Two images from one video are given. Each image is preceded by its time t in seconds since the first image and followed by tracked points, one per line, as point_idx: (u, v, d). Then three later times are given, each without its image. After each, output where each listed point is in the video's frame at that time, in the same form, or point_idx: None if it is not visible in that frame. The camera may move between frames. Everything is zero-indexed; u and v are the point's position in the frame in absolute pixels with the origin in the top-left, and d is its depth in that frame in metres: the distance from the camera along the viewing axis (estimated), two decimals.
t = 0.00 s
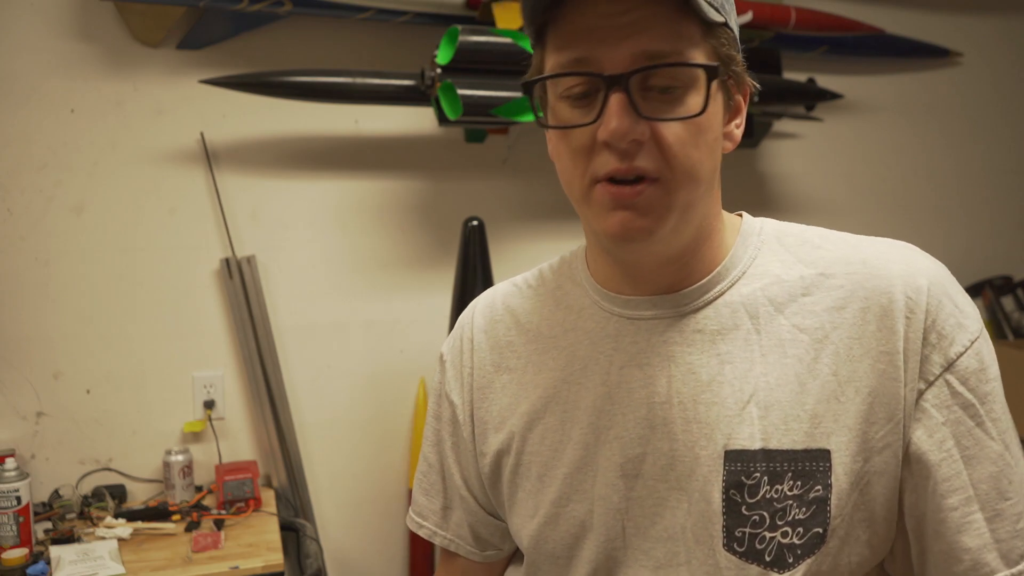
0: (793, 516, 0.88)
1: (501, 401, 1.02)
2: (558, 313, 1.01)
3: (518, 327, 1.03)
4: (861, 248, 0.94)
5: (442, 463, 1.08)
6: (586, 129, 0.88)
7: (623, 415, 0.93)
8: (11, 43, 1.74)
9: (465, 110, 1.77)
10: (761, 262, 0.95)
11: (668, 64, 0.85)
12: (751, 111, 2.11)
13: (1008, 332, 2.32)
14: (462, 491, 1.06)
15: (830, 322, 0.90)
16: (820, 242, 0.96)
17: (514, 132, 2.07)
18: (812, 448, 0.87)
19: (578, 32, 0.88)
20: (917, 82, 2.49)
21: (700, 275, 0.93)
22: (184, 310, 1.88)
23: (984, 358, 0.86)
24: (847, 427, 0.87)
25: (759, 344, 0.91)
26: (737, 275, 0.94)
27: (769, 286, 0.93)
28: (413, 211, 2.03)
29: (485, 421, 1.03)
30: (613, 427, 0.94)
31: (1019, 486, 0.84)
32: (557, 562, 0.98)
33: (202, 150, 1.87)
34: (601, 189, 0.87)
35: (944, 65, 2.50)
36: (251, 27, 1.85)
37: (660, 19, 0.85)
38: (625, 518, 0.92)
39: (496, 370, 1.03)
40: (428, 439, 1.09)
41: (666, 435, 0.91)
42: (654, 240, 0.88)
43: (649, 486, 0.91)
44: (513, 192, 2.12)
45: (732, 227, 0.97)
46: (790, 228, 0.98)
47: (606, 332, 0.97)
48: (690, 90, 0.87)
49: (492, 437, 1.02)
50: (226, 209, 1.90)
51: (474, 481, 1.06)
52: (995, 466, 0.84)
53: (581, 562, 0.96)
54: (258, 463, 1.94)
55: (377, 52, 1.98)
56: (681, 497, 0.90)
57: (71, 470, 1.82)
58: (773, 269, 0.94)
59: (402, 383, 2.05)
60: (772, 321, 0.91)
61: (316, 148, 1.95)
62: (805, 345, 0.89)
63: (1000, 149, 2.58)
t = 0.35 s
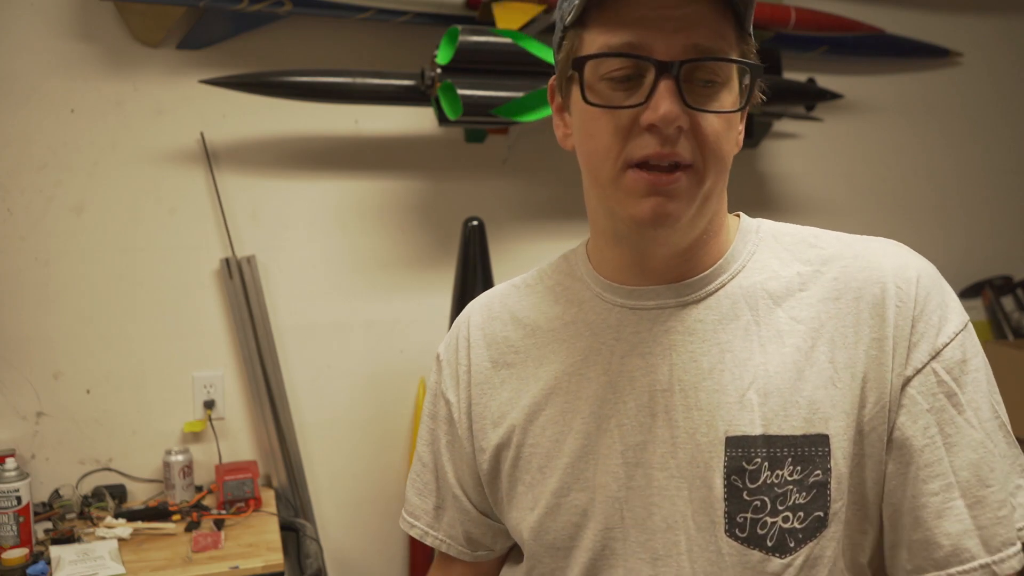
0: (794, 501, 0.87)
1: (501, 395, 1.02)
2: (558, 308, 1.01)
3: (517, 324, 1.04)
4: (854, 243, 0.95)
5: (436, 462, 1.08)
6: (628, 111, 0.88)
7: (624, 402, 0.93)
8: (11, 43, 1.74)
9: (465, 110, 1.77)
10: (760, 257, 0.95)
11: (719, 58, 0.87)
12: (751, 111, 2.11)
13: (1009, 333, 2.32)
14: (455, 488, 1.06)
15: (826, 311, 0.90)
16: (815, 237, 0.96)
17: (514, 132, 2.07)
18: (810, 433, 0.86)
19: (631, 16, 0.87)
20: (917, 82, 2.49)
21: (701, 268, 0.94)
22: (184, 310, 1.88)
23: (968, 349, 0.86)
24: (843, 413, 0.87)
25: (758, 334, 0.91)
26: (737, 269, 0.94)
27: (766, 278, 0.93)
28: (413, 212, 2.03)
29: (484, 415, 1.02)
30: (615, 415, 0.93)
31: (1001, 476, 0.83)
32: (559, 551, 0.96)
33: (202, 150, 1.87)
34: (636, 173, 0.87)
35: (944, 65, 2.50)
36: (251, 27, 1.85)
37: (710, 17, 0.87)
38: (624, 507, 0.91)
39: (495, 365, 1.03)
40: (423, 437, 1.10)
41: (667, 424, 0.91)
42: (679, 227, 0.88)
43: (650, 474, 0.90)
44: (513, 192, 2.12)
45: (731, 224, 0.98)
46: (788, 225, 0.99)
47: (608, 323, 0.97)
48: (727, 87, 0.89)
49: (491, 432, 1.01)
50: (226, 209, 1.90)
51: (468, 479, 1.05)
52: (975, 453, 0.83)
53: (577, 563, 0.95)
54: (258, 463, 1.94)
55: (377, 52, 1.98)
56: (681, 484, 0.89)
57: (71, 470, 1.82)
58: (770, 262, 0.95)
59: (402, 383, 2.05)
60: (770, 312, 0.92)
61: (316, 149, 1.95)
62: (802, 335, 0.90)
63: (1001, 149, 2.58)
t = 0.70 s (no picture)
0: (796, 504, 0.87)
1: (501, 392, 1.02)
2: (560, 310, 1.01)
3: (519, 322, 1.04)
4: (858, 249, 0.95)
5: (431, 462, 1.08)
6: (579, 126, 0.90)
7: (627, 404, 0.93)
8: (11, 43, 1.74)
9: (465, 110, 1.77)
10: (762, 260, 0.95)
11: (654, 59, 0.86)
12: (751, 111, 2.11)
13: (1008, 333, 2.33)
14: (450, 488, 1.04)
15: (830, 317, 0.90)
16: (819, 243, 0.96)
17: (514, 132, 2.07)
18: (813, 438, 0.86)
19: (567, 33, 0.90)
20: (917, 82, 2.49)
21: (699, 272, 0.94)
22: (184, 310, 1.88)
23: (970, 359, 0.87)
24: (846, 418, 0.87)
25: (762, 337, 0.91)
26: (738, 272, 0.94)
27: (770, 281, 0.93)
28: (413, 212, 2.03)
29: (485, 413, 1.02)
30: (617, 417, 0.93)
31: (999, 484, 0.85)
32: (560, 553, 0.95)
33: (202, 150, 1.87)
34: (596, 185, 0.89)
35: (944, 65, 2.51)
36: (251, 27, 1.85)
37: (641, 16, 0.87)
38: (627, 509, 0.91)
39: (494, 362, 1.03)
40: (419, 436, 1.09)
41: (670, 426, 0.91)
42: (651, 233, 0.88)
43: (652, 475, 0.90)
44: (513, 192, 2.12)
45: (733, 227, 0.97)
46: (791, 229, 0.99)
47: (610, 324, 0.97)
48: (676, 85, 0.88)
49: (490, 430, 1.01)
50: (226, 209, 1.90)
51: (465, 478, 1.04)
52: (976, 462, 0.84)
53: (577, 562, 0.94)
54: (259, 463, 1.94)
55: (377, 52, 1.98)
56: (683, 487, 0.89)
57: (71, 470, 1.82)
58: (773, 266, 0.94)
59: (402, 383, 2.05)
60: (774, 315, 0.91)
61: (316, 149, 1.95)
62: (806, 340, 0.89)
63: (1000, 149, 2.58)
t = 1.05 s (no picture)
0: (791, 507, 0.87)
1: (496, 399, 1.02)
2: (554, 316, 1.01)
3: (514, 327, 1.04)
4: (851, 249, 0.95)
5: (436, 472, 1.08)
6: (559, 132, 0.90)
7: (622, 411, 0.93)
8: (11, 43, 1.74)
9: (465, 110, 1.77)
10: (756, 262, 0.95)
11: (629, 61, 0.86)
12: (751, 111, 2.11)
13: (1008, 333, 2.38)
14: (460, 496, 1.06)
15: (825, 319, 0.90)
16: (812, 244, 0.96)
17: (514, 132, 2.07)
18: (809, 440, 0.86)
19: (544, 39, 0.90)
20: (917, 82, 2.49)
21: (691, 278, 0.94)
22: (185, 310, 1.88)
23: (964, 359, 0.87)
24: (841, 420, 0.87)
25: (756, 339, 0.91)
26: (731, 273, 0.94)
27: (763, 284, 0.93)
28: (413, 212, 2.03)
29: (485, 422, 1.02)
30: (613, 423, 0.93)
31: (994, 484, 0.85)
32: (562, 559, 0.97)
33: (202, 150, 1.87)
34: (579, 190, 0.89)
35: (944, 65, 2.50)
36: (251, 27, 1.85)
37: (615, 18, 0.87)
38: (624, 514, 0.92)
39: (491, 370, 1.03)
40: (423, 447, 1.09)
41: (664, 431, 0.91)
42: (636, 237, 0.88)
43: (648, 481, 0.90)
44: (514, 192, 2.12)
45: (725, 228, 0.97)
46: (784, 231, 0.99)
47: (603, 330, 0.97)
48: (654, 86, 0.88)
49: (490, 438, 1.02)
50: (226, 209, 1.90)
51: (471, 486, 1.05)
52: (971, 463, 0.84)
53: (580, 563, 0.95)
54: (258, 463, 1.94)
55: (377, 52, 1.98)
56: (679, 492, 0.89)
57: (71, 470, 1.82)
58: (767, 268, 0.94)
59: (401, 383, 2.05)
60: (767, 317, 0.91)
61: (316, 149, 1.95)
62: (800, 343, 0.89)
63: (1000, 149, 2.58)
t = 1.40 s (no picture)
0: (800, 497, 0.87)
1: (500, 399, 1.02)
2: (557, 314, 1.01)
3: (517, 327, 1.04)
4: (850, 238, 0.95)
5: (438, 473, 1.08)
6: (564, 126, 0.90)
7: (630, 405, 0.93)
8: (11, 43, 1.74)
9: (465, 110, 1.77)
10: (759, 255, 0.95)
11: (632, 55, 0.86)
12: (751, 111, 2.11)
13: (1008, 333, 2.32)
14: (461, 499, 1.06)
15: (828, 308, 0.90)
16: (814, 236, 0.96)
17: (513, 132, 2.07)
18: (816, 429, 0.86)
19: (548, 35, 0.90)
20: (917, 82, 2.49)
21: (694, 270, 0.94)
22: (185, 309, 1.88)
23: (965, 341, 0.86)
24: (848, 408, 0.86)
25: (761, 329, 0.90)
26: (735, 265, 0.94)
27: (766, 276, 0.93)
28: (413, 212, 2.03)
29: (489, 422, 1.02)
30: (621, 418, 0.93)
31: (1001, 468, 0.83)
32: (570, 557, 0.96)
33: (202, 150, 1.87)
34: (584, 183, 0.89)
35: (944, 65, 2.51)
36: (251, 27, 1.85)
37: (618, 13, 0.87)
38: (635, 508, 0.91)
39: (495, 370, 1.03)
40: (424, 447, 1.10)
41: (672, 423, 0.90)
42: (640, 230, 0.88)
43: (659, 473, 0.90)
44: (513, 192, 2.12)
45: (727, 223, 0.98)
46: (785, 224, 0.99)
47: (608, 326, 0.97)
48: (657, 80, 0.88)
49: (494, 438, 1.01)
50: (226, 209, 1.90)
51: (473, 487, 1.05)
52: (975, 446, 0.83)
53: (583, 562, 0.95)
54: (259, 463, 1.94)
55: (377, 52, 1.98)
56: (690, 484, 0.89)
57: (71, 470, 1.82)
58: (770, 262, 0.94)
59: (402, 383, 2.05)
60: (771, 308, 0.91)
61: (316, 149, 1.95)
62: (804, 331, 0.89)
63: (1000, 149, 2.58)
